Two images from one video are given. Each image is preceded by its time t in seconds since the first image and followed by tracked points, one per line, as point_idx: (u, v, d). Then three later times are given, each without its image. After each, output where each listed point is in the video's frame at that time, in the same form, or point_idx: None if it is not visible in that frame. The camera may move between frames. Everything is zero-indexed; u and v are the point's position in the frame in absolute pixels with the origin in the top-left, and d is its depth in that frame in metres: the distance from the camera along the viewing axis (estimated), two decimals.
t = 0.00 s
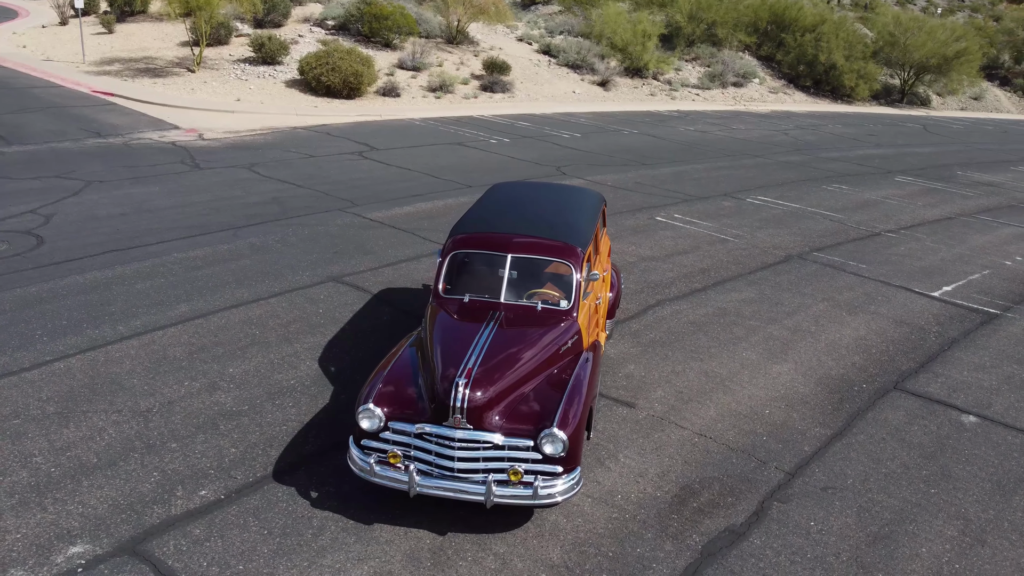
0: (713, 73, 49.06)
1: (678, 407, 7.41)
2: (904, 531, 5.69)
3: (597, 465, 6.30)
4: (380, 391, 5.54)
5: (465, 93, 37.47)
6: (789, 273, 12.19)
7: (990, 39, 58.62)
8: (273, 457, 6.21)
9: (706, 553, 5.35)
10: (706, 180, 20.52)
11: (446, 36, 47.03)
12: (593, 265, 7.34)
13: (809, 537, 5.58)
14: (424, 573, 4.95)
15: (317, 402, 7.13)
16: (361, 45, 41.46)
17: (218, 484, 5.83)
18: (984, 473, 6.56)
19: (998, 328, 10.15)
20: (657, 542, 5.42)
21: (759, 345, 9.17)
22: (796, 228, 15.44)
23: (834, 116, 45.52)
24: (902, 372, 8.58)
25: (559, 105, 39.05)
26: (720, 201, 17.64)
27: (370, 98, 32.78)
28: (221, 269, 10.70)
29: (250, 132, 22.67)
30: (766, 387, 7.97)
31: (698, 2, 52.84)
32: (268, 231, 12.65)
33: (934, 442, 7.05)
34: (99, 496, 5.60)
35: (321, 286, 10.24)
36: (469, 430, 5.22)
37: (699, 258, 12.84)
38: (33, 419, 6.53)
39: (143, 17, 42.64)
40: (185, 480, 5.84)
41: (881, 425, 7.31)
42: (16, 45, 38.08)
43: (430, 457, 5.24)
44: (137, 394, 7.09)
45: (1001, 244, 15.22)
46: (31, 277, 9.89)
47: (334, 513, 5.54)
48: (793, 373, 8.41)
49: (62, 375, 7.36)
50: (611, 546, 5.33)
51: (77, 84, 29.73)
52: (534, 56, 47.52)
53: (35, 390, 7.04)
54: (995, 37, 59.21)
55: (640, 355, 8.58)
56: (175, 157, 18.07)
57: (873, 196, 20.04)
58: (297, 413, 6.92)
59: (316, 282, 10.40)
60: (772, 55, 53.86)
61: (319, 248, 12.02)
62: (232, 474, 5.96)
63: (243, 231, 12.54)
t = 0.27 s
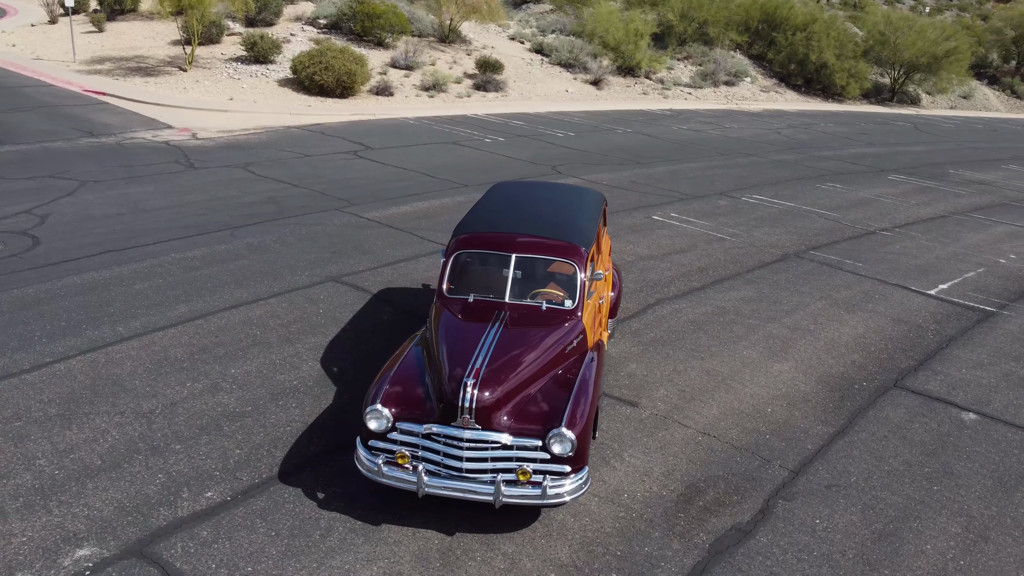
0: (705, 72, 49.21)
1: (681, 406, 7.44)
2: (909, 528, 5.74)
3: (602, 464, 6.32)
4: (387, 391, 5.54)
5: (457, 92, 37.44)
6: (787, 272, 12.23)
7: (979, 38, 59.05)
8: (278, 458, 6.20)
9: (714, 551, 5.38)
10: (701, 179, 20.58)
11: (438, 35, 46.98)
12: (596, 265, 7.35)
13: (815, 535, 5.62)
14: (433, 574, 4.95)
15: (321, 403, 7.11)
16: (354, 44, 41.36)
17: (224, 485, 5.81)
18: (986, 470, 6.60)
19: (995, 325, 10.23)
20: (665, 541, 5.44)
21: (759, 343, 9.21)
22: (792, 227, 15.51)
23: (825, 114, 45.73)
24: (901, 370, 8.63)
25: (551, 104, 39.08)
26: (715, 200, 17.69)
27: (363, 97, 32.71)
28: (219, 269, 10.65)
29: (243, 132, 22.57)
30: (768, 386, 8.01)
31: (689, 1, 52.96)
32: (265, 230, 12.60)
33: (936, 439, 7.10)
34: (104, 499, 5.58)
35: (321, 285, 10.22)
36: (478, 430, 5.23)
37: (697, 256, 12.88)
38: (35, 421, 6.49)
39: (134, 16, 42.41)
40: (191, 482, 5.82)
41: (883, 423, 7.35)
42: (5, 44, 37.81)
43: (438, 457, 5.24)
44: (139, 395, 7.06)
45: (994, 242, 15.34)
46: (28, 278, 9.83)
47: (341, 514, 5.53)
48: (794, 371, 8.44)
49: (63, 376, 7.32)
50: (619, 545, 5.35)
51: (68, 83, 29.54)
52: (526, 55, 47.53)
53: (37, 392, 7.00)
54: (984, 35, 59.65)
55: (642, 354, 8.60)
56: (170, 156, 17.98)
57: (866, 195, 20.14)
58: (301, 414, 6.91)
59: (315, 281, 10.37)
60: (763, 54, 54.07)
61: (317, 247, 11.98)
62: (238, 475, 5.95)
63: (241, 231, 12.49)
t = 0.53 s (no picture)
0: (695, 71, 49.37)
1: (684, 405, 7.46)
2: (914, 525, 5.79)
3: (609, 463, 6.33)
4: (395, 393, 5.54)
5: (449, 91, 37.39)
6: (783, 271, 12.29)
7: (965, 37, 59.55)
8: (284, 459, 6.18)
9: (722, 549, 5.40)
10: (694, 178, 20.65)
11: (428, 34, 46.88)
12: (599, 265, 7.36)
13: (822, 532, 5.66)
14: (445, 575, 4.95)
15: (325, 404, 7.09)
16: (344, 43, 41.21)
17: (231, 488, 5.79)
18: (987, 466, 6.67)
19: (990, 323, 10.31)
20: (674, 539, 5.46)
21: (759, 342, 9.24)
22: (786, 226, 15.59)
23: (814, 113, 45.97)
24: (900, 367, 8.70)
25: (542, 104, 39.10)
26: (710, 199, 17.74)
27: (355, 97, 32.61)
28: (216, 270, 10.60)
29: (235, 132, 22.45)
30: (769, 384, 8.04)
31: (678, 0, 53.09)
32: (261, 230, 12.54)
33: (937, 436, 7.15)
34: (111, 502, 5.54)
35: (320, 286, 10.19)
36: (488, 430, 5.24)
37: (694, 255, 12.92)
38: (37, 424, 6.44)
39: (121, 15, 42.09)
40: (197, 485, 5.79)
41: (883, 420, 7.40)
42: None
43: (448, 458, 5.25)
44: (141, 397, 7.02)
45: (986, 240, 15.47)
46: (24, 280, 9.74)
47: (350, 516, 5.52)
48: (794, 370, 8.49)
49: (64, 379, 7.26)
50: (628, 545, 5.36)
51: (56, 83, 29.28)
52: (516, 54, 47.53)
53: (37, 395, 6.94)
54: (969, 35, 60.17)
55: (643, 353, 8.62)
56: (162, 156, 17.85)
57: (858, 194, 20.27)
58: (305, 415, 6.89)
59: (314, 282, 10.34)
60: (752, 53, 54.29)
61: (314, 248, 11.94)
62: (244, 477, 5.92)
63: (237, 231, 12.42)
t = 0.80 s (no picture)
0: (682, 70, 49.57)
1: (687, 403, 7.50)
2: (920, 520, 5.85)
3: (616, 462, 6.36)
4: (406, 394, 5.53)
5: (438, 91, 37.33)
6: (779, 269, 12.36)
7: (948, 36, 60.17)
8: (292, 462, 6.16)
9: (732, 546, 5.44)
10: (687, 176, 20.71)
11: (416, 33, 46.74)
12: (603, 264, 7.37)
13: (829, 528, 5.71)
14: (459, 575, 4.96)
15: (329, 406, 7.08)
16: (331, 42, 41.03)
17: (239, 491, 5.76)
18: (988, 461, 6.75)
19: (984, 319, 10.43)
20: (684, 537, 5.49)
21: (759, 339, 9.30)
22: (779, 224, 15.69)
23: (801, 112, 46.25)
24: (898, 364, 8.78)
25: (531, 102, 39.09)
26: (702, 197, 17.81)
27: (344, 96, 32.47)
28: (213, 271, 10.53)
29: (225, 132, 22.31)
30: (771, 382, 8.09)
31: None
32: (256, 231, 12.47)
33: (938, 432, 7.23)
34: (119, 506, 5.50)
35: (319, 287, 10.15)
36: (500, 430, 5.25)
37: (689, 254, 12.97)
38: (40, 429, 6.37)
39: (106, 14, 41.67)
40: (205, 488, 5.76)
41: (884, 416, 7.48)
42: None
43: (459, 458, 5.25)
44: (144, 400, 6.96)
45: (976, 238, 15.65)
46: (19, 282, 9.64)
47: (361, 517, 5.51)
48: (795, 367, 8.55)
49: (64, 382, 7.19)
50: (639, 543, 5.39)
51: (41, 83, 28.97)
52: (504, 53, 47.50)
53: (39, 399, 6.87)
54: (952, 33, 60.81)
55: (644, 352, 8.65)
56: (153, 157, 17.71)
57: (847, 192, 20.43)
58: (310, 417, 6.87)
59: (312, 283, 10.30)
60: (738, 51, 54.55)
61: (311, 248, 11.89)
62: (252, 480, 5.90)
63: (232, 232, 12.34)
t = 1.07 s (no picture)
0: (668, 68, 49.76)
1: (691, 401, 7.54)
2: (925, 514, 5.93)
3: (623, 460, 6.38)
4: (416, 396, 5.52)
5: (425, 90, 37.23)
6: (773, 267, 12.45)
7: (929, 34, 60.82)
8: (299, 464, 6.13)
9: (742, 543, 5.48)
10: (677, 175, 20.80)
11: (401, 32, 46.59)
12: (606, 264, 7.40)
13: (837, 524, 5.77)
14: None
15: (334, 408, 7.05)
16: (317, 41, 40.81)
17: (248, 494, 5.73)
18: (988, 455, 6.84)
19: (977, 314, 10.57)
20: (694, 534, 5.53)
21: (757, 337, 9.36)
22: (771, 222, 15.79)
23: (786, 110, 46.56)
24: (895, 360, 8.88)
25: (518, 101, 39.08)
26: (694, 195, 17.89)
27: (331, 95, 32.31)
28: (209, 272, 10.44)
29: (213, 132, 22.14)
30: (772, 380, 8.16)
31: None
32: (251, 232, 12.39)
33: (938, 427, 7.32)
34: (127, 511, 5.46)
35: (316, 288, 10.10)
36: (512, 431, 5.26)
37: (684, 252, 13.03)
38: (43, 434, 6.30)
39: (88, 13, 41.20)
40: (213, 492, 5.73)
41: (885, 412, 7.56)
42: None
43: (472, 459, 5.26)
44: (146, 403, 6.90)
45: (964, 234, 15.84)
46: (12, 285, 9.53)
47: (371, 519, 5.50)
48: (794, 364, 8.62)
49: (65, 386, 7.12)
50: (651, 541, 5.41)
51: (24, 83, 28.61)
52: (490, 52, 47.46)
53: (39, 403, 6.80)
54: (932, 31, 61.46)
55: (645, 350, 8.69)
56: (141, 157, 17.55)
57: (835, 189, 20.61)
58: (316, 418, 6.85)
59: (309, 284, 10.25)
60: (722, 50, 54.83)
61: (306, 249, 11.83)
62: (260, 483, 5.87)
63: (226, 233, 12.25)
